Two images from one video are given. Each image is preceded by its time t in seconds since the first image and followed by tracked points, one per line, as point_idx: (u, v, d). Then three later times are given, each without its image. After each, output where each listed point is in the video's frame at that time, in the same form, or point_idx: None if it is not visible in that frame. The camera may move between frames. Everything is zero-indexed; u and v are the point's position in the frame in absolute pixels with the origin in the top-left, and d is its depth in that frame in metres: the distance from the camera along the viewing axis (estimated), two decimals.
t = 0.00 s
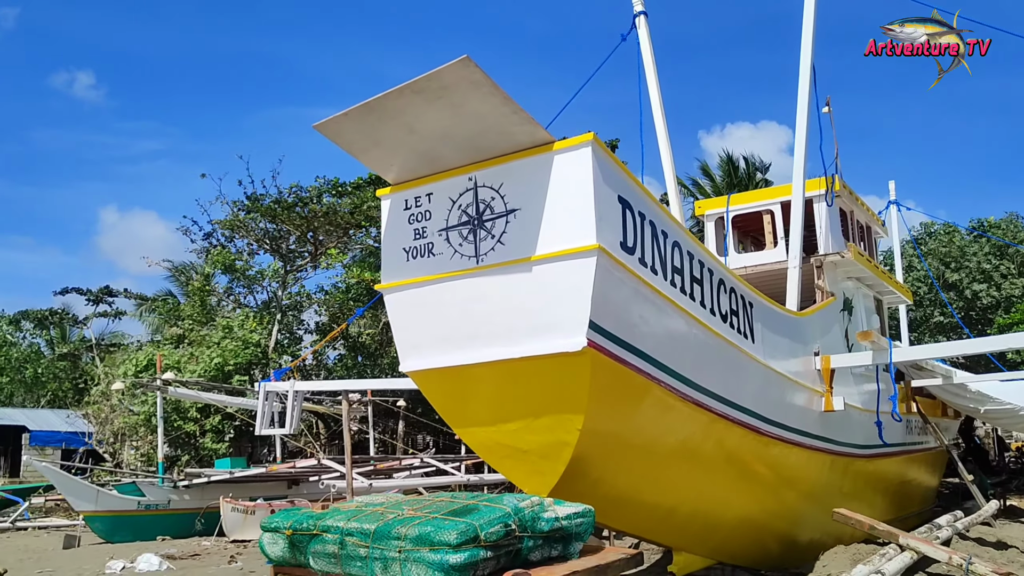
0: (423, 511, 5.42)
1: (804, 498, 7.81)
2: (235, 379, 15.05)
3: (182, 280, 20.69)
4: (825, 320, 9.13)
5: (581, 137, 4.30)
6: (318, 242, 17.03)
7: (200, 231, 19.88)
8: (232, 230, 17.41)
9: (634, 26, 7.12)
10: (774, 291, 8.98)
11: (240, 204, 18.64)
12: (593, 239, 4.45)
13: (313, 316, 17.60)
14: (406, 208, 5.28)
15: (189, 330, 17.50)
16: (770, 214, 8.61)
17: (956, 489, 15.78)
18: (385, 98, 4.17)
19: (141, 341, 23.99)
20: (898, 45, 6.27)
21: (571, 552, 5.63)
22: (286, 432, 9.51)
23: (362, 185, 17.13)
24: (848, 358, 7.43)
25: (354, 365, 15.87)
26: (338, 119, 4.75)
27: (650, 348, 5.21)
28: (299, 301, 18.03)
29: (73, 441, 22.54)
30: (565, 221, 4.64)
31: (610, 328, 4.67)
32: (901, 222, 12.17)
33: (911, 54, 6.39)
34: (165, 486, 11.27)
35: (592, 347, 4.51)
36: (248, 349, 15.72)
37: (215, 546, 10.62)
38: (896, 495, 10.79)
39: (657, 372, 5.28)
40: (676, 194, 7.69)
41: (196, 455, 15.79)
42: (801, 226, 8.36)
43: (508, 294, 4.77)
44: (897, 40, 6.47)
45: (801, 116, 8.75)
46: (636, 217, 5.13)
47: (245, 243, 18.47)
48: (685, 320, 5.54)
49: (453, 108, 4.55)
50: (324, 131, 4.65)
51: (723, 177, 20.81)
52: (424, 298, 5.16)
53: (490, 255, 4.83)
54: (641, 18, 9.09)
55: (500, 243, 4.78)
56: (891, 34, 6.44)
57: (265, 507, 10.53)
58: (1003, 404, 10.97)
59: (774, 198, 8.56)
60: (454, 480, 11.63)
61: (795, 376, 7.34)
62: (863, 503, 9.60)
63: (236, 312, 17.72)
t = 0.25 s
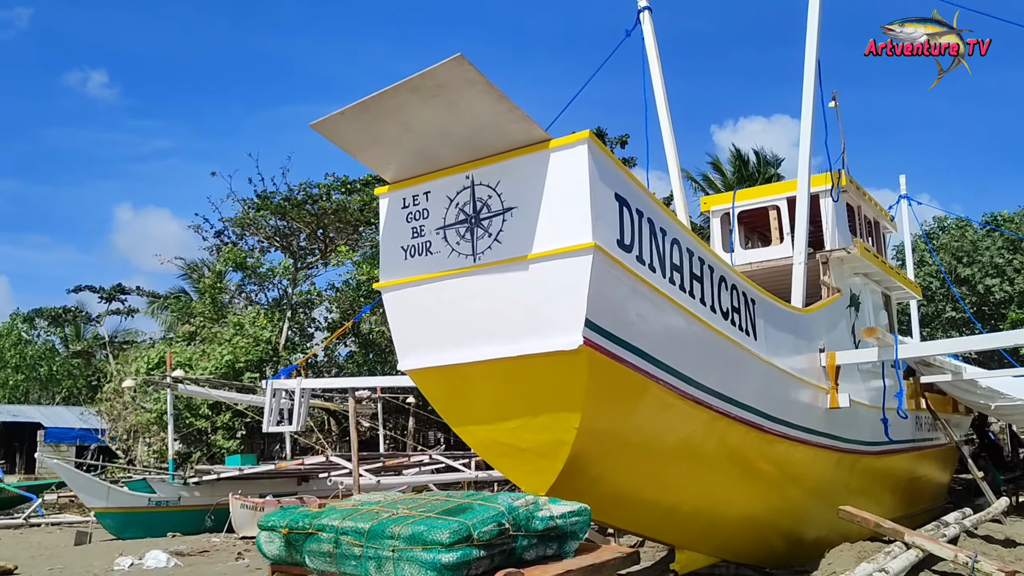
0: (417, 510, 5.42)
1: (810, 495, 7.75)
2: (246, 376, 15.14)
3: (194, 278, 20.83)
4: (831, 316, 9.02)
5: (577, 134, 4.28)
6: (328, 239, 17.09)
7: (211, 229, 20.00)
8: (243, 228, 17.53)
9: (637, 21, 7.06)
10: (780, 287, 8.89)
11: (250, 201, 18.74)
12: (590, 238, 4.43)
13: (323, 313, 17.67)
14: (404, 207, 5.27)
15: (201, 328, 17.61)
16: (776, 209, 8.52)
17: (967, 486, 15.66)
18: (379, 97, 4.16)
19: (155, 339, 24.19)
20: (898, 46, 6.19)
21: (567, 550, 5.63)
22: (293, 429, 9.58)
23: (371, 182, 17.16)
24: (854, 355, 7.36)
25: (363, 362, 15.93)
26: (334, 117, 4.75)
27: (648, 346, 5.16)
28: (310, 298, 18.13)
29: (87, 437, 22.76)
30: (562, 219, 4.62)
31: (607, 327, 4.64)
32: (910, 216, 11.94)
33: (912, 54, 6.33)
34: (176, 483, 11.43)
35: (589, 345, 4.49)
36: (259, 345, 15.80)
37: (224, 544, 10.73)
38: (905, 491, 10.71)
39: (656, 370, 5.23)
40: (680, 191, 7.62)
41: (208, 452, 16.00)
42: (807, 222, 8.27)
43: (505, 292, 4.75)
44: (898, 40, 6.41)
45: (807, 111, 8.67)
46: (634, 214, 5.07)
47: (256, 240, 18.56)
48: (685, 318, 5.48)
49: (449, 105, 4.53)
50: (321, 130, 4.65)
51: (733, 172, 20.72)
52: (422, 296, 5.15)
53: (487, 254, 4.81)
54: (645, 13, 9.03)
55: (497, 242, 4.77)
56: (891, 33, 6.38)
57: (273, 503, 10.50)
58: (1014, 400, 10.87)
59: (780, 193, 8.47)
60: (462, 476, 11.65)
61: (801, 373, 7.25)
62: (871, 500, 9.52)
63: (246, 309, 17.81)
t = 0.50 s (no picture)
0: (416, 508, 5.44)
1: (816, 492, 7.70)
2: (258, 375, 15.24)
3: (206, 277, 20.98)
4: (839, 314, 8.92)
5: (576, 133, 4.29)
6: (338, 238, 17.18)
7: (223, 229, 20.14)
8: (254, 227, 17.65)
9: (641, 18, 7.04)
10: (788, 285, 8.83)
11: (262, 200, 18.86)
12: (588, 236, 4.44)
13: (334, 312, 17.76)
14: (405, 206, 5.29)
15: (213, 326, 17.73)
16: (784, 206, 8.46)
17: (979, 484, 15.56)
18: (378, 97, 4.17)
19: (168, 338, 24.36)
20: (897, 46, 6.16)
21: (566, 548, 5.64)
22: (301, 427, 9.71)
23: (381, 181, 17.22)
24: (861, 352, 7.31)
25: (374, 360, 16.00)
26: (335, 118, 4.77)
27: (648, 345, 5.15)
28: (322, 297, 18.22)
29: (101, 436, 22.97)
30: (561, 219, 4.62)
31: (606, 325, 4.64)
32: (920, 212, 11.75)
33: (911, 53, 6.30)
34: (187, 481, 11.54)
35: (588, 344, 4.50)
36: (270, 344, 15.90)
37: (235, 542, 10.81)
38: (914, 490, 10.63)
39: (656, 369, 5.22)
40: (688, 189, 7.58)
41: (220, 450, 16.05)
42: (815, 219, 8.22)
43: (505, 291, 4.77)
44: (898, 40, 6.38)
45: (814, 108, 8.62)
46: (634, 212, 5.05)
47: (267, 239, 18.67)
48: (687, 316, 5.45)
49: (448, 105, 4.54)
50: (322, 130, 4.67)
51: (744, 168, 20.64)
52: (423, 295, 5.16)
53: (487, 253, 4.83)
54: (651, 10, 9.02)
55: (497, 241, 4.78)
56: (890, 33, 6.34)
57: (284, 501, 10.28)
58: None
59: (788, 190, 8.42)
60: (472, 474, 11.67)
61: (807, 370, 7.21)
62: (880, 499, 9.45)
63: (258, 308, 17.91)
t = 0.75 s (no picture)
0: (418, 505, 5.46)
1: (828, 489, 7.64)
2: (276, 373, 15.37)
3: (226, 276, 21.20)
4: (850, 310, 8.77)
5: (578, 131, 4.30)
6: (355, 237, 17.30)
7: (242, 228, 20.33)
8: (272, 227, 17.81)
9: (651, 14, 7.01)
10: (800, 282, 8.75)
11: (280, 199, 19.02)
12: (590, 233, 4.45)
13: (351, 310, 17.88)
14: (410, 205, 5.32)
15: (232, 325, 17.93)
16: (796, 203, 8.39)
17: (999, 482, 15.39)
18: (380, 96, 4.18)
19: (188, 336, 24.63)
20: (896, 46, 6.10)
21: (567, 545, 5.65)
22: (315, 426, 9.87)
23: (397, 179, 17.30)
24: (871, 349, 7.24)
25: (390, 358, 16.09)
26: (340, 117, 4.81)
27: (652, 341, 5.13)
28: (340, 295, 18.36)
29: (122, 433, 23.30)
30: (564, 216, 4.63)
31: (609, 322, 4.64)
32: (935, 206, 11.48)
33: (910, 54, 6.24)
34: (205, 478, 11.75)
35: (590, 341, 4.51)
36: (288, 342, 16.05)
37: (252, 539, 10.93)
38: (930, 487, 10.51)
39: (660, 365, 5.20)
40: (701, 189, 7.54)
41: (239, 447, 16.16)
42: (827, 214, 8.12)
43: (508, 289, 4.78)
44: (897, 40, 6.32)
45: (826, 103, 8.53)
46: (637, 209, 5.03)
47: (285, 238, 18.84)
48: (692, 313, 5.42)
49: (450, 104, 4.55)
50: (326, 130, 4.72)
51: (761, 164, 20.54)
52: (427, 293, 5.18)
53: (490, 250, 4.84)
54: (662, 7, 8.99)
55: (500, 238, 4.80)
56: (889, 33, 6.29)
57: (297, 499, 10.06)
58: None
59: (800, 186, 8.32)
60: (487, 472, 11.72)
61: (817, 367, 7.15)
62: (894, 497, 9.36)
63: (276, 306, 18.07)
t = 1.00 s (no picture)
0: (418, 501, 5.53)
1: (837, 487, 7.59)
2: (291, 370, 15.49)
3: (242, 274, 21.40)
4: (859, 307, 8.59)
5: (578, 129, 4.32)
6: (369, 235, 17.43)
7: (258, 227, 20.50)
8: (287, 225, 17.98)
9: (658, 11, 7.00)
10: (809, 280, 8.72)
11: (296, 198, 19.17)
12: (591, 231, 4.47)
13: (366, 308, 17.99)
14: (414, 203, 5.35)
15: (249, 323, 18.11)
16: (806, 199, 8.32)
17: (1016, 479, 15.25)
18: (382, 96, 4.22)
19: (205, 334, 24.87)
20: (896, 47, 6.09)
21: (567, 542, 5.70)
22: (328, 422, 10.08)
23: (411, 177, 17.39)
24: (880, 346, 7.19)
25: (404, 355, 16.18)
26: (344, 117, 4.86)
27: (655, 339, 5.11)
28: (355, 293, 18.50)
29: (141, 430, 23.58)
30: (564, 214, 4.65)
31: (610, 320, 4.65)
32: (948, 203, 11.12)
33: (910, 54, 6.23)
34: (220, 475, 11.91)
35: (591, 338, 4.52)
36: (303, 340, 16.17)
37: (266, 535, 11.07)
38: (942, 485, 10.43)
39: (664, 363, 5.18)
40: (710, 188, 7.54)
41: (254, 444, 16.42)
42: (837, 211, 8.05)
43: (509, 286, 4.81)
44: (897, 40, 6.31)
45: (835, 100, 8.48)
46: (639, 207, 5.03)
47: (300, 237, 18.99)
48: (696, 310, 5.41)
49: (452, 104, 4.58)
50: (330, 129, 4.77)
51: (777, 161, 20.44)
52: (431, 291, 5.22)
53: (492, 248, 4.88)
54: (670, 5, 8.98)
55: (502, 236, 4.83)
56: (890, 33, 6.27)
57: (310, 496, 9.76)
58: None
59: (810, 183, 8.26)
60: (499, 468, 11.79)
61: (825, 364, 7.10)
62: (905, 495, 9.29)
63: (292, 304, 18.20)
